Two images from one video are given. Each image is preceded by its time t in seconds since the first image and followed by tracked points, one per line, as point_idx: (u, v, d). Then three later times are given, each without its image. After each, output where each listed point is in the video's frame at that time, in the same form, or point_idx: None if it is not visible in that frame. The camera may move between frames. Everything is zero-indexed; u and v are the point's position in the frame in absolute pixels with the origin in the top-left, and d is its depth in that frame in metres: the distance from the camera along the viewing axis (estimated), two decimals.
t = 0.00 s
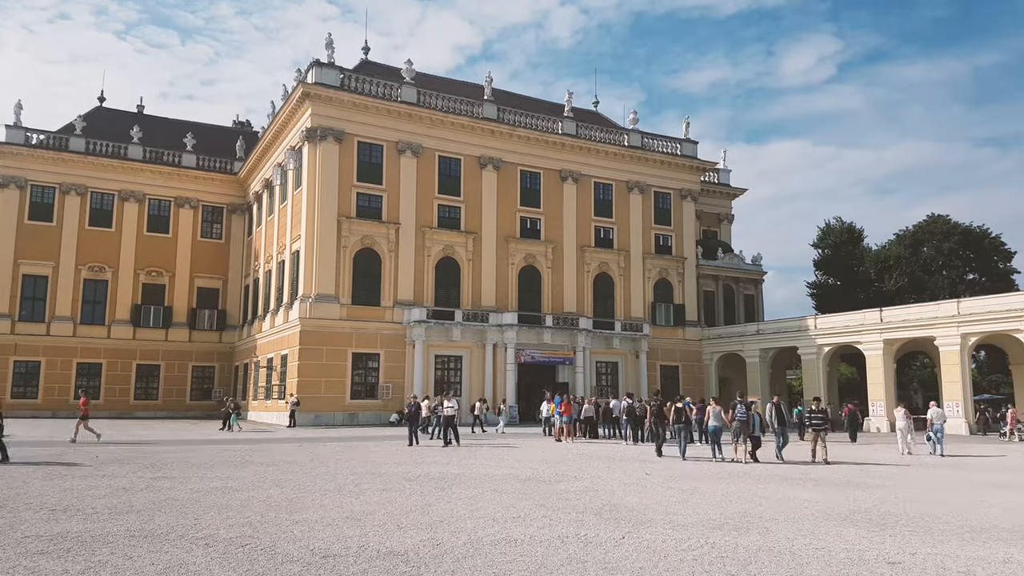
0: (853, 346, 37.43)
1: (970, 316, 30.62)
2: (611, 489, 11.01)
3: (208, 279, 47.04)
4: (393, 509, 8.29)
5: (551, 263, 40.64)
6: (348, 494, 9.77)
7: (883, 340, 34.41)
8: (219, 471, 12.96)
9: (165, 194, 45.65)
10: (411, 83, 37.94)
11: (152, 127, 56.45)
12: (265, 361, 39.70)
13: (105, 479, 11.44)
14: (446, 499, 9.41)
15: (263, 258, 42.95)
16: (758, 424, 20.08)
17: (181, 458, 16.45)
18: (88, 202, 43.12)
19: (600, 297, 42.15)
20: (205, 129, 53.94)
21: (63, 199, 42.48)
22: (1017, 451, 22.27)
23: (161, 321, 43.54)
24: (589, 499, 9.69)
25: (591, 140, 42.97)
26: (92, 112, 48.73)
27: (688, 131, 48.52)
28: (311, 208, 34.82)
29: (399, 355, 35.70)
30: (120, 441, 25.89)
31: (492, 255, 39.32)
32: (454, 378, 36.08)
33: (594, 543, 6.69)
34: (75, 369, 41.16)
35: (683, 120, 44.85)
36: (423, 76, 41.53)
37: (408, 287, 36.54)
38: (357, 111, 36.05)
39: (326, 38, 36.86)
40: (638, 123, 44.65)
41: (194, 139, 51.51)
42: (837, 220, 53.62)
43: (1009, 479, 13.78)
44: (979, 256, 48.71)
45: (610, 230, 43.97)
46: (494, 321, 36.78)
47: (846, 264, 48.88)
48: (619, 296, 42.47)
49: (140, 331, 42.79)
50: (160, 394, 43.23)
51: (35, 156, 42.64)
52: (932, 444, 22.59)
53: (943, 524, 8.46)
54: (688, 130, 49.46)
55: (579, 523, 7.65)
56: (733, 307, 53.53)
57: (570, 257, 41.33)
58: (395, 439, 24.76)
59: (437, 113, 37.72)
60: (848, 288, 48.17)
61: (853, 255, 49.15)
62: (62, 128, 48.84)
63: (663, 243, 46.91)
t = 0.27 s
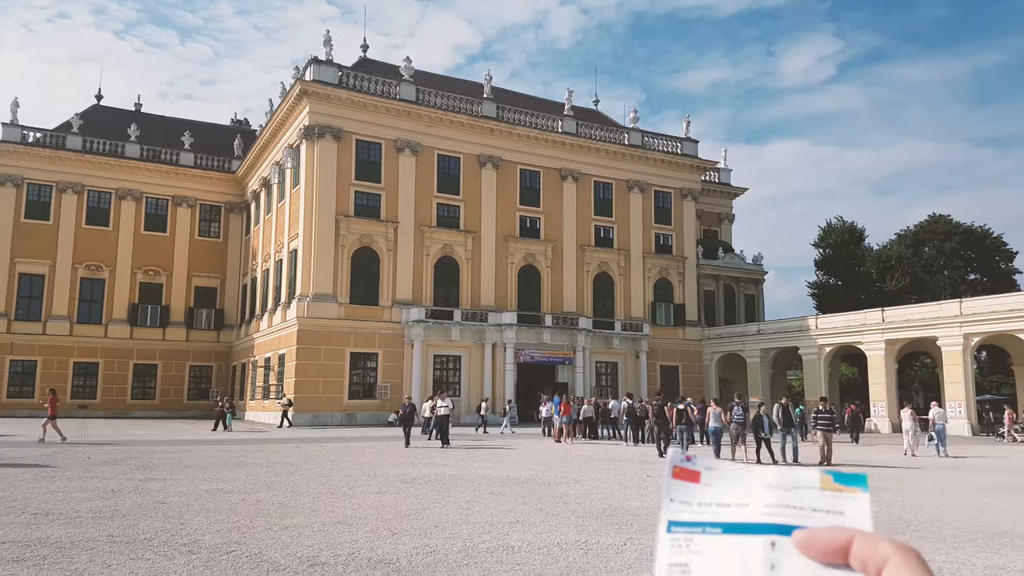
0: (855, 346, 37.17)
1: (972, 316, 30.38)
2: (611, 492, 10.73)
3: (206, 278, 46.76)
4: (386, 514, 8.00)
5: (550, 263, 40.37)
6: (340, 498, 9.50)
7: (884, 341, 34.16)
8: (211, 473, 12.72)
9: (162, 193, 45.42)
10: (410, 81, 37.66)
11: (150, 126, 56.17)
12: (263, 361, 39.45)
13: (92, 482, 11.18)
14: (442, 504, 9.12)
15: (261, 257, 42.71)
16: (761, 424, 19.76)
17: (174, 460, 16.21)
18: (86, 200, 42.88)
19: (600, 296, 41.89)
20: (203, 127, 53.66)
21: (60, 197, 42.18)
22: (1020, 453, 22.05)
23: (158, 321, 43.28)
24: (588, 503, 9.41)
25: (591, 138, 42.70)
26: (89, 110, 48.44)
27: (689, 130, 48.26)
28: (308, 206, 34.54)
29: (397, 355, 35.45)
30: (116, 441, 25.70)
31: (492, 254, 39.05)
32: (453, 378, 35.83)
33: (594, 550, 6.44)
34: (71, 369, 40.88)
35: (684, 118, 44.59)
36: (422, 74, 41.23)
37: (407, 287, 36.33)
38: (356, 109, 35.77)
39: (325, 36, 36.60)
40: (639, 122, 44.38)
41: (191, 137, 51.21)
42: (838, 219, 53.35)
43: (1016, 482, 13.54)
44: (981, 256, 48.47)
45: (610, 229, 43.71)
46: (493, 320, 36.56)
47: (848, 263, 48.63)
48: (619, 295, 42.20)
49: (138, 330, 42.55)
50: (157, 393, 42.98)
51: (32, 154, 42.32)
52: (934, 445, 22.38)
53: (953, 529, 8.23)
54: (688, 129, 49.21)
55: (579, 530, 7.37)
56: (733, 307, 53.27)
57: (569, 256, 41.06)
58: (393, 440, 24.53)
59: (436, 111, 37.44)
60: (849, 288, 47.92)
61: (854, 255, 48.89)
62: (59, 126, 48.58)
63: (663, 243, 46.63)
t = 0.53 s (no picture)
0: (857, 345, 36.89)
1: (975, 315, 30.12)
2: (611, 493, 10.45)
3: (204, 277, 46.45)
4: (379, 518, 7.69)
5: (550, 261, 40.10)
6: (332, 502, 9.22)
7: (886, 340, 33.89)
8: (201, 475, 12.42)
9: (159, 191, 45.08)
10: (409, 78, 37.33)
11: (147, 123, 55.85)
12: (260, 360, 39.20)
13: (78, 483, 10.88)
14: (438, 506, 8.82)
15: (258, 256, 42.44)
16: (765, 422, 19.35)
17: (166, 461, 15.93)
18: (82, 198, 42.53)
19: (600, 295, 41.61)
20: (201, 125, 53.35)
21: (56, 195, 41.85)
22: None
23: (156, 319, 43.01)
24: (588, 505, 9.12)
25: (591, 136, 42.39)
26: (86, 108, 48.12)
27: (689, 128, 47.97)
28: (306, 204, 34.24)
29: (396, 354, 35.20)
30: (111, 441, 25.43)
31: (491, 253, 38.78)
32: (452, 378, 35.60)
33: (595, 557, 6.13)
34: (68, 367, 40.58)
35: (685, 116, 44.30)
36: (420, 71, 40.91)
37: (405, 285, 36.04)
38: (354, 106, 35.43)
39: (323, 32, 36.28)
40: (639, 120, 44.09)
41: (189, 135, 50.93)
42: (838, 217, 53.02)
43: None
44: (983, 255, 48.19)
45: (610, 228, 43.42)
46: (493, 319, 36.34)
47: (849, 263, 48.33)
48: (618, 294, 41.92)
49: (135, 329, 42.25)
50: (154, 392, 42.70)
51: (29, 151, 41.99)
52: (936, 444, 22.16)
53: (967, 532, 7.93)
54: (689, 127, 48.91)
55: (577, 534, 7.07)
56: (734, 306, 52.96)
57: (569, 255, 40.79)
58: (391, 440, 24.28)
59: (435, 108, 37.10)
60: (850, 288, 47.63)
61: (855, 254, 48.60)
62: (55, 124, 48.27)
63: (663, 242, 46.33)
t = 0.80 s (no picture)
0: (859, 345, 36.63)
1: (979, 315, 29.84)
2: (613, 496, 10.20)
3: (202, 276, 46.15)
4: (372, 526, 7.41)
5: (549, 260, 39.81)
6: (324, 515, 8.96)
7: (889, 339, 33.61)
8: (192, 478, 12.13)
9: (157, 189, 44.80)
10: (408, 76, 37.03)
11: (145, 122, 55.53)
12: (258, 360, 38.94)
13: (65, 486, 10.62)
14: (435, 511, 8.56)
15: (256, 255, 42.19)
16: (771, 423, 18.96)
17: (158, 463, 15.66)
18: (80, 196, 42.26)
19: (601, 295, 41.33)
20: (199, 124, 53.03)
21: (54, 194, 41.55)
22: None
23: (153, 319, 42.74)
24: (589, 508, 8.85)
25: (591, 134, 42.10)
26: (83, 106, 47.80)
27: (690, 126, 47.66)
28: (303, 203, 33.94)
29: (394, 354, 34.92)
30: (106, 441, 25.21)
31: (490, 252, 38.50)
32: (451, 378, 35.31)
33: (597, 563, 5.84)
34: (65, 367, 40.28)
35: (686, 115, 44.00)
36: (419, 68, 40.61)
37: (404, 284, 35.75)
38: (352, 104, 35.13)
39: (321, 29, 35.98)
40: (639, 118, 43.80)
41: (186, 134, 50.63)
42: (840, 216, 52.72)
43: None
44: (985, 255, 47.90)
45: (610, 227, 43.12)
46: (492, 318, 36.07)
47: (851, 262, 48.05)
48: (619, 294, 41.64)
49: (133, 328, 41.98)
50: (152, 392, 42.42)
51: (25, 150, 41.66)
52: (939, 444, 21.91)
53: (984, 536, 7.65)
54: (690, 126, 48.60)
55: (578, 539, 6.78)
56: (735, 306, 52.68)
57: (569, 255, 40.51)
58: (389, 440, 24.01)
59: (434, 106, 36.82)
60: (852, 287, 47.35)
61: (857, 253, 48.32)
62: (53, 122, 48.03)
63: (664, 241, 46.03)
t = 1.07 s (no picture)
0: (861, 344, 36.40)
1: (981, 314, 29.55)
2: (614, 498, 9.94)
3: (199, 275, 45.84)
4: (365, 530, 7.21)
5: (549, 259, 39.53)
6: (314, 524, 8.69)
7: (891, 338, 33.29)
8: (183, 484, 11.88)
9: (154, 188, 44.51)
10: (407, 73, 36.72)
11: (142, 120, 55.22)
12: (255, 359, 38.66)
13: (53, 489, 10.40)
14: (431, 516, 8.35)
15: (253, 254, 41.90)
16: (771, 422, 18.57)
17: (151, 466, 15.42)
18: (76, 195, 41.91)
19: (601, 294, 41.03)
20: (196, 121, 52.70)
21: (49, 192, 41.22)
22: None
23: (150, 318, 42.49)
24: (590, 511, 8.59)
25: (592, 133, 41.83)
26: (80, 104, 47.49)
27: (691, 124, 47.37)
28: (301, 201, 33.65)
29: (393, 353, 34.67)
30: (100, 441, 24.90)
31: (490, 251, 38.22)
32: (450, 377, 35.06)
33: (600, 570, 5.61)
34: (61, 367, 39.94)
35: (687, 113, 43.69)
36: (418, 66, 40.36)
37: (403, 282, 35.47)
38: (351, 102, 34.85)
39: (319, 27, 35.69)
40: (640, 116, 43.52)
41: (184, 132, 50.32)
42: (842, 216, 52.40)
43: None
44: (986, 254, 47.63)
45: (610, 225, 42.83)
46: (491, 317, 35.80)
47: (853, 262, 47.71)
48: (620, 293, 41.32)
49: (129, 328, 41.69)
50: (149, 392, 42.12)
51: (22, 149, 41.37)
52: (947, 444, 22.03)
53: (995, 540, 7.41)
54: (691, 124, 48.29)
55: (580, 544, 6.55)
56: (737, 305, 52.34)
57: (569, 253, 40.21)
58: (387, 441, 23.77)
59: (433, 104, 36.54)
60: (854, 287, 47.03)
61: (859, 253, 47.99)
62: (50, 120, 47.75)
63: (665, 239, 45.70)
